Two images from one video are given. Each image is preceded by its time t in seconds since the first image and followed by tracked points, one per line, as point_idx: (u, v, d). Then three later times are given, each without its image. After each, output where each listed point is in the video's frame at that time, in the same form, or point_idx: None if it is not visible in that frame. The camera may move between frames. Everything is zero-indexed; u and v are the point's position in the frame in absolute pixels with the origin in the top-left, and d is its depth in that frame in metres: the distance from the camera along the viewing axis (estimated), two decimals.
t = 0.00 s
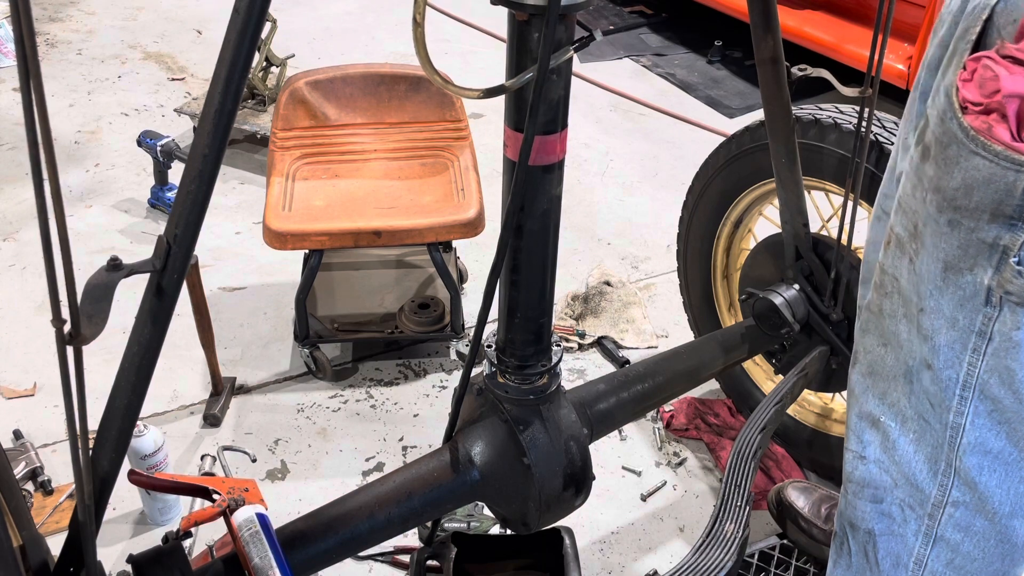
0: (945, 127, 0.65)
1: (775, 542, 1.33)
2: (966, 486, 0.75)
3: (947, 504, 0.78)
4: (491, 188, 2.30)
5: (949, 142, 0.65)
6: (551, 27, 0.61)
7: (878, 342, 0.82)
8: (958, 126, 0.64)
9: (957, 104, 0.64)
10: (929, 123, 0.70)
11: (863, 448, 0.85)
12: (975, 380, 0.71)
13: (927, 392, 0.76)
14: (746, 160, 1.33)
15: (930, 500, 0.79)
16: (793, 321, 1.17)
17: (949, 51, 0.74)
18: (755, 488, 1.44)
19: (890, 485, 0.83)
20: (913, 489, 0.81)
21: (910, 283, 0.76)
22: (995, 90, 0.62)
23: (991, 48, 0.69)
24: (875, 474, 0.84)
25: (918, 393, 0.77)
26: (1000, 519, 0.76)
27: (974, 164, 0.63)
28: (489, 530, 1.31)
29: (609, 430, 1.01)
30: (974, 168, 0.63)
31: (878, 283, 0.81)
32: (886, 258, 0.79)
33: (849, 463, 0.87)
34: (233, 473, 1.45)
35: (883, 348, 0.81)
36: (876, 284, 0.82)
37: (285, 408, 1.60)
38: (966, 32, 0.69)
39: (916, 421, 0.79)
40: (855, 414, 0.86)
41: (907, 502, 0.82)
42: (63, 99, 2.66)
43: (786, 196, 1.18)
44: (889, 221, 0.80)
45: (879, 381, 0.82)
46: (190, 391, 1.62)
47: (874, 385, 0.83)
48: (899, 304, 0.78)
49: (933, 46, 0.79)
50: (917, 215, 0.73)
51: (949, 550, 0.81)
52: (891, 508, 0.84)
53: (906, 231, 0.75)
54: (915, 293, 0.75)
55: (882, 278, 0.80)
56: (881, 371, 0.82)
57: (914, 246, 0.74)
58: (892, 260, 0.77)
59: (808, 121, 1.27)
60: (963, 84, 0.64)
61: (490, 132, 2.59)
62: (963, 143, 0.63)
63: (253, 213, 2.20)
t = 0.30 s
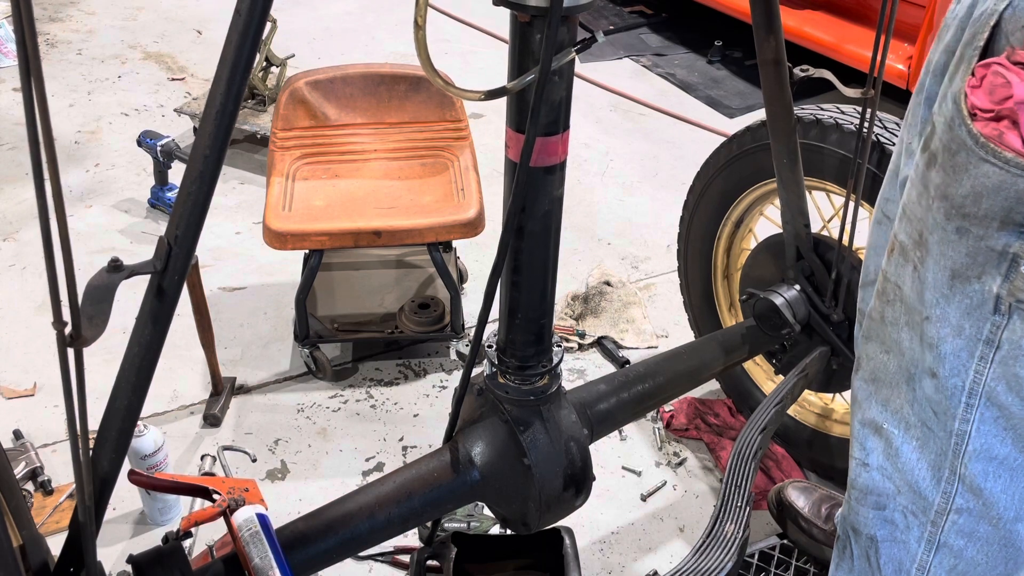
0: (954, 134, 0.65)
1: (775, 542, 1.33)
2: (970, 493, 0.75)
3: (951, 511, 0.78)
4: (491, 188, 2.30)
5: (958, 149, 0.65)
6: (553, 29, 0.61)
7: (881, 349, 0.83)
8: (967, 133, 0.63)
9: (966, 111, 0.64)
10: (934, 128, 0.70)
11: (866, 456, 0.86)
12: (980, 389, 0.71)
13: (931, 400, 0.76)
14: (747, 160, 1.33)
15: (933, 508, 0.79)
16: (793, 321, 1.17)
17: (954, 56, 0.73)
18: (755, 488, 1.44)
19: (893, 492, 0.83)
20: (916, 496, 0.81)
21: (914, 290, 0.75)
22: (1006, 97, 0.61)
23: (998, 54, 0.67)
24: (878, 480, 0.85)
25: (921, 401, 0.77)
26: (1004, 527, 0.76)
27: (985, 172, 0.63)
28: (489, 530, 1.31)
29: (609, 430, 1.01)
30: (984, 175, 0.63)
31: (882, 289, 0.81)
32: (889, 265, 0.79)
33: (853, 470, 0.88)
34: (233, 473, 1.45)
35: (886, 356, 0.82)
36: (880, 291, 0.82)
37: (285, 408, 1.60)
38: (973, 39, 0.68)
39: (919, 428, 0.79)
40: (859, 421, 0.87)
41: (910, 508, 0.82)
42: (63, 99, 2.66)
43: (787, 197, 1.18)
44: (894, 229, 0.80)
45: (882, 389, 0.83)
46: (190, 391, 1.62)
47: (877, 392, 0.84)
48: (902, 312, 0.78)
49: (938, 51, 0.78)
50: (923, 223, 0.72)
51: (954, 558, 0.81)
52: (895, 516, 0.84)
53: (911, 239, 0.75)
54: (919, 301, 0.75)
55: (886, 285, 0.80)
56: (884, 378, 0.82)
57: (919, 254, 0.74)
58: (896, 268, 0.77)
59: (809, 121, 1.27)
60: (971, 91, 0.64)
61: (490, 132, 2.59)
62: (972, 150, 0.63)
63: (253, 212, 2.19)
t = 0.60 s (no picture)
0: (959, 130, 0.65)
1: (775, 542, 1.33)
2: (968, 492, 0.75)
3: (948, 510, 0.78)
4: (491, 188, 2.30)
5: (964, 146, 0.65)
6: (548, 39, 0.61)
7: (882, 348, 0.82)
8: (973, 130, 0.64)
9: (972, 107, 0.64)
10: (937, 125, 0.70)
11: (863, 453, 0.86)
12: (982, 389, 0.71)
13: (932, 399, 0.76)
14: (746, 160, 1.33)
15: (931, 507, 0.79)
16: (793, 321, 1.16)
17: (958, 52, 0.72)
18: (755, 488, 1.44)
19: (891, 490, 0.83)
20: (913, 495, 0.81)
21: (919, 288, 0.75)
22: (1015, 94, 0.61)
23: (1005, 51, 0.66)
24: (875, 479, 0.85)
25: (921, 400, 0.77)
26: (1001, 523, 0.76)
27: (991, 169, 0.63)
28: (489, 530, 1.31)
29: (609, 430, 1.01)
30: (991, 173, 0.63)
31: (884, 287, 0.81)
32: (892, 263, 0.79)
33: (849, 467, 0.87)
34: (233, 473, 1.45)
35: (886, 354, 0.81)
36: (882, 289, 0.81)
37: (285, 408, 1.60)
38: (979, 35, 0.67)
39: (918, 427, 0.79)
40: (856, 419, 0.87)
41: (907, 507, 0.82)
42: (63, 99, 2.66)
43: (786, 197, 1.18)
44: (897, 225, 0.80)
45: (881, 388, 0.82)
46: (190, 391, 1.62)
47: (876, 390, 0.83)
48: (905, 309, 0.78)
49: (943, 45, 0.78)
50: (927, 219, 0.72)
51: (950, 556, 0.81)
52: (892, 514, 0.84)
53: (915, 236, 0.74)
54: (924, 299, 0.74)
55: (888, 282, 0.80)
56: (881, 376, 0.82)
57: (923, 252, 0.73)
58: (900, 264, 0.77)
59: (808, 121, 1.27)
60: (978, 87, 0.64)
61: (490, 132, 2.59)
62: (979, 147, 0.63)
63: (253, 213, 2.19)
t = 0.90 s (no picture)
0: (981, 134, 0.65)
1: (775, 542, 1.33)
2: (977, 497, 0.75)
3: (955, 516, 0.77)
4: (490, 188, 2.30)
5: (987, 151, 0.65)
6: (551, 52, 0.61)
7: (888, 355, 0.82)
8: (997, 134, 0.64)
9: (996, 112, 0.64)
10: (951, 131, 0.70)
11: (868, 459, 0.85)
12: (998, 395, 0.71)
13: (943, 406, 0.75)
14: (746, 160, 1.33)
15: (938, 513, 0.79)
16: (793, 321, 1.17)
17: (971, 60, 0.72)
18: (755, 488, 1.44)
19: (896, 496, 0.83)
20: (919, 501, 0.80)
21: (932, 296, 0.74)
22: None
23: None
24: (880, 485, 0.84)
25: (929, 406, 0.77)
26: (1007, 525, 0.77)
27: (1018, 173, 0.63)
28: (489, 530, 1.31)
29: (608, 430, 1.01)
30: (1018, 177, 0.64)
31: (893, 294, 0.81)
32: (901, 271, 0.79)
33: (855, 473, 0.87)
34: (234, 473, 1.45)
35: (891, 360, 0.82)
36: (890, 296, 0.81)
37: (285, 407, 1.60)
38: (996, 38, 0.66)
39: (926, 434, 0.78)
40: (862, 425, 0.86)
41: (913, 513, 0.82)
42: (63, 99, 2.66)
43: (786, 196, 1.18)
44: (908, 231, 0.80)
45: (888, 394, 0.82)
46: (190, 390, 1.62)
47: (883, 396, 0.83)
48: (915, 317, 0.78)
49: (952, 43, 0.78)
50: (942, 227, 0.72)
51: (956, 560, 0.81)
52: (897, 519, 0.84)
53: (927, 243, 0.74)
54: (936, 306, 0.74)
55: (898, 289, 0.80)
56: (889, 382, 0.82)
57: (937, 259, 0.73)
58: (910, 273, 0.77)
59: (808, 121, 1.27)
60: (1000, 91, 0.64)
61: (490, 132, 2.59)
62: (1004, 152, 0.64)
63: (253, 213, 2.19)
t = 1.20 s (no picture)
0: (978, 126, 0.65)
1: (776, 542, 1.33)
2: (976, 490, 0.76)
3: (953, 510, 0.78)
4: (491, 188, 2.30)
5: (984, 143, 0.65)
6: (552, 53, 0.61)
7: (885, 350, 0.82)
8: (995, 126, 0.63)
9: (993, 104, 0.64)
10: (950, 124, 0.70)
11: (867, 455, 0.85)
12: (993, 387, 0.71)
13: (939, 398, 0.75)
14: (747, 160, 1.33)
15: (938, 507, 0.79)
16: (794, 321, 1.17)
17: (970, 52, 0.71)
18: (755, 488, 1.44)
19: (895, 492, 0.83)
20: (918, 496, 0.81)
21: (930, 291, 0.74)
22: None
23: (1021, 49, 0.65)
24: (879, 481, 0.84)
25: (926, 401, 0.77)
26: (1005, 520, 0.77)
27: (1015, 163, 0.63)
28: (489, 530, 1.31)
29: (609, 430, 1.01)
30: (1015, 168, 0.63)
31: (890, 287, 0.80)
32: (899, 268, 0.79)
33: (854, 468, 0.87)
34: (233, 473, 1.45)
35: (889, 355, 0.82)
36: (888, 289, 0.81)
37: (285, 407, 1.60)
38: (995, 33, 0.66)
39: (923, 428, 0.78)
40: (861, 421, 0.86)
41: (912, 507, 0.82)
42: (63, 99, 2.66)
43: (787, 197, 1.18)
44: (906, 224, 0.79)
45: (886, 388, 0.82)
46: (190, 390, 1.62)
47: (882, 391, 0.83)
48: (913, 310, 0.77)
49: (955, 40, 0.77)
50: (939, 216, 0.72)
51: (957, 554, 0.81)
52: (897, 515, 0.84)
53: (927, 236, 0.74)
54: (936, 299, 0.73)
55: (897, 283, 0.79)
56: (886, 376, 0.82)
57: (934, 251, 0.73)
58: (909, 267, 0.77)
59: (809, 121, 1.27)
60: (998, 84, 0.64)
61: (490, 132, 2.59)
62: (1001, 143, 0.63)
63: (253, 212, 2.19)
